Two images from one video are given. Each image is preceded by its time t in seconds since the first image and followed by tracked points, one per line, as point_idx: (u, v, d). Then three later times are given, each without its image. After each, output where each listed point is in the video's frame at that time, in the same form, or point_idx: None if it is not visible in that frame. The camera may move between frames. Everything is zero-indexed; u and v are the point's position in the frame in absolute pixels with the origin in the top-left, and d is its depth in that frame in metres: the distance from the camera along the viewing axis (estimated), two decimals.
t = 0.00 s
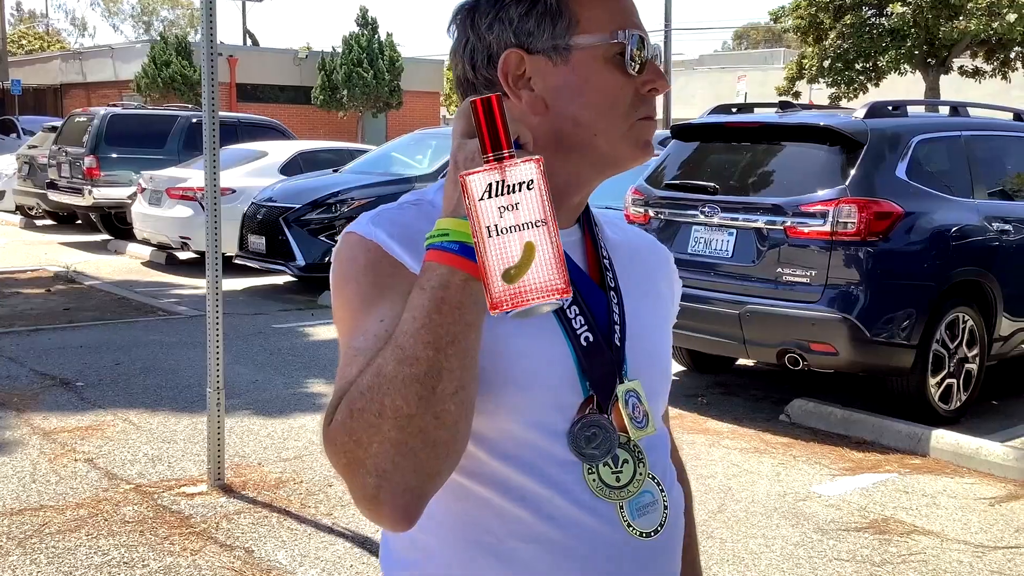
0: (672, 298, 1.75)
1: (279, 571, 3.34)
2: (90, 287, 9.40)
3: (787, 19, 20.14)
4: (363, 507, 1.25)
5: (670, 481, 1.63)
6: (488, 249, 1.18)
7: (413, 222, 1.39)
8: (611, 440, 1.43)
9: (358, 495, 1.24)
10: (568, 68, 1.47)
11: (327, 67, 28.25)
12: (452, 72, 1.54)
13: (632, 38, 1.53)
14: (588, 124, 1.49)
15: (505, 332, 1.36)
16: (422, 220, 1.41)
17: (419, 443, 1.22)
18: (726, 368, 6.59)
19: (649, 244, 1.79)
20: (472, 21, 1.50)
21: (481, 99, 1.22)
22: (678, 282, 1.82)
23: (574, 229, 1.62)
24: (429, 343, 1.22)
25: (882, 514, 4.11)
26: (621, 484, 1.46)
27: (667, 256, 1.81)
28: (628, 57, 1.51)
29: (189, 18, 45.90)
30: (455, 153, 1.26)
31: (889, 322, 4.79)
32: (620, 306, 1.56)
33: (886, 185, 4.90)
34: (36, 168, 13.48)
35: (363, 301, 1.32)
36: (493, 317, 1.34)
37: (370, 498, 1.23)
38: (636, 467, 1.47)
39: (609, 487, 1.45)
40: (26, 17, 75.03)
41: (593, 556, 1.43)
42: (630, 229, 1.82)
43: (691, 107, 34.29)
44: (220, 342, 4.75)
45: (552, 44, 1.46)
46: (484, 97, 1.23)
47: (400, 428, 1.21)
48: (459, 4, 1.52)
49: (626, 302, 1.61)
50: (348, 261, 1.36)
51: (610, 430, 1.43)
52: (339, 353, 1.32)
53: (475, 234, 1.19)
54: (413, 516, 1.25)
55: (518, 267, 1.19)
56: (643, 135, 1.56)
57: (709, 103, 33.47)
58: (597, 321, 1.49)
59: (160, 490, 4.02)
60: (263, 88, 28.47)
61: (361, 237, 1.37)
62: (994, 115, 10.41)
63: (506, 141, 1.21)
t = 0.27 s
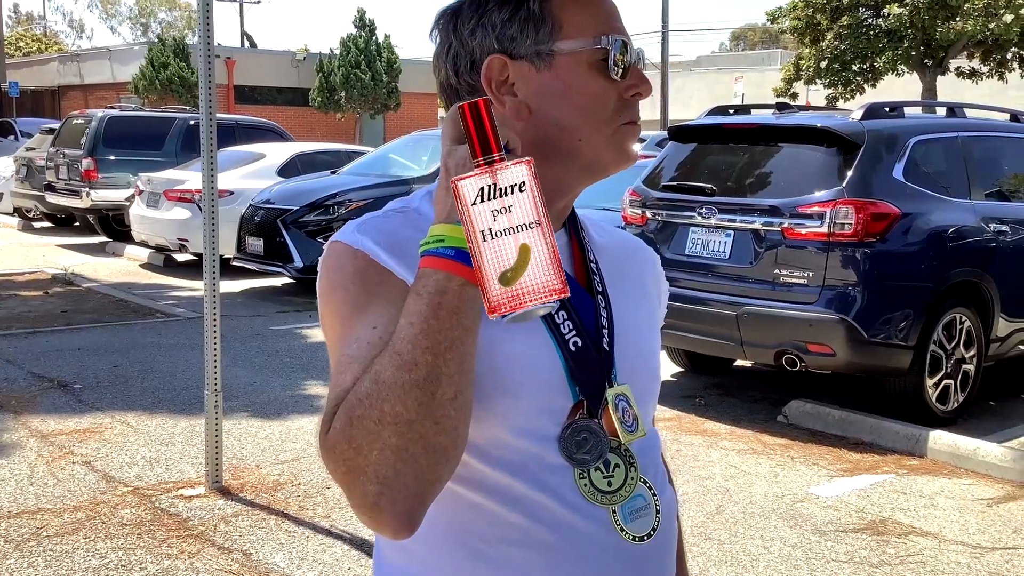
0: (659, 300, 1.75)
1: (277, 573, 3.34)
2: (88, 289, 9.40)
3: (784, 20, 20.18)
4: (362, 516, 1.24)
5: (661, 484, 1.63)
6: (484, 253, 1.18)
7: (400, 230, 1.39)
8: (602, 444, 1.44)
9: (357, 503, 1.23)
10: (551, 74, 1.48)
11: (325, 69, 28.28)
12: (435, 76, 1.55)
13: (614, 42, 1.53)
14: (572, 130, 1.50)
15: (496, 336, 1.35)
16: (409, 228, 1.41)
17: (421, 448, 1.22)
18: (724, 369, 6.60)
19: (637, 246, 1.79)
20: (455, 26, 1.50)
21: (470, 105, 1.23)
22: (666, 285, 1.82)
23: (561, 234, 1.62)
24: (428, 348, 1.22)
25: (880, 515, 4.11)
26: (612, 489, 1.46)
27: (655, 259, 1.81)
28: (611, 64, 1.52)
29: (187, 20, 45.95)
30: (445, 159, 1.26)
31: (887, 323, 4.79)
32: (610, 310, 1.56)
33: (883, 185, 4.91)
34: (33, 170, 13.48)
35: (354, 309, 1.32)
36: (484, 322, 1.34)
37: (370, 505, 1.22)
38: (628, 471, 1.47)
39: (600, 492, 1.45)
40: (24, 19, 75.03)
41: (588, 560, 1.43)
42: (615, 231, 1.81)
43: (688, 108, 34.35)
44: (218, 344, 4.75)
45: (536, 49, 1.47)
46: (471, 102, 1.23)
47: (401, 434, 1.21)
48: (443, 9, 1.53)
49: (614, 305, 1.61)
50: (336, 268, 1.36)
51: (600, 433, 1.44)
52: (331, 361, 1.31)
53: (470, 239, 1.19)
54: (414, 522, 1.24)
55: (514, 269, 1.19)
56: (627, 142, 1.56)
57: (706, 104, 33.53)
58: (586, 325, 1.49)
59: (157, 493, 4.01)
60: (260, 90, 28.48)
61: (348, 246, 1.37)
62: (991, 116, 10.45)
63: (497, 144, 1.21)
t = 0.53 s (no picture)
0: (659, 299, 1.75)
1: None
2: (88, 292, 9.39)
3: (783, 20, 20.17)
4: (353, 528, 1.26)
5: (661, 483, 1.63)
6: (470, 265, 1.19)
7: (392, 237, 1.40)
8: (595, 449, 1.43)
9: (348, 516, 1.26)
10: (541, 78, 1.48)
11: (324, 71, 28.28)
12: (428, 80, 1.56)
13: (604, 46, 1.53)
14: (563, 134, 1.50)
15: (489, 341, 1.35)
16: (401, 232, 1.41)
17: (406, 461, 1.23)
18: (724, 370, 6.60)
19: (635, 246, 1.79)
20: (446, 30, 1.51)
21: (452, 115, 1.23)
22: (667, 286, 1.82)
23: (555, 237, 1.62)
24: (413, 361, 1.23)
25: (880, 515, 4.10)
26: (606, 492, 1.46)
27: (654, 259, 1.81)
28: (601, 66, 1.51)
29: (185, 23, 45.99)
30: (429, 171, 1.26)
31: (887, 323, 4.79)
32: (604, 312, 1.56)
33: (882, 185, 4.91)
34: (33, 174, 13.47)
35: (344, 319, 1.34)
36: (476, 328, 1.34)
37: (359, 518, 1.25)
38: (622, 475, 1.47)
39: (594, 495, 1.45)
40: (23, 23, 75.03)
41: (585, 561, 1.43)
42: (613, 232, 1.81)
43: (688, 109, 34.35)
44: (216, 346, 4.75)
45: (526, 54, 1.47)
46: (454, 113, 1.24)
47: (386, 449, 1.23)
48: (434, 13, 1.54)
49: (610, 307, 1.60)
50: (328, 277, 1.37)
51: (594, 437, 1.43)
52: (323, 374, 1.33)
53: (455, 249, 1.20)
54: (402, 534, 1.26)
55: (500, 281, 1.21)
56: (618, 144, 1.55)
57: (706, 105, 33.54)
58: (579, 329, 1.48)
59: (157, 496, 4.01)
60: (260, 93, 28.49)
61: (340, 254, 1.38)
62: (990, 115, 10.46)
63: (481, 156, 1.22)
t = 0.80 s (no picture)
0: (663, 296, 1.74)
1: None
2: (91, 295, 9.39)
3: (785, 18, 20.16)
4: (348, 534, 1.27)
5: (664, 484, 1.62)
6: (465, 271, 1.21)
7: (390, 240, 1.39)
8: (595, 452, 1.43)
9: (343, 522, 1.27)
10: (541, 81, 1.47)
11: (326, 71, 28.29)
12: (429, 81, 1.56)
13: (606, 48, 1.52)
14: (563, 136, 1.49)
15: (488, 343, 1.35)
16: (400, 235, 1.40)
17: (400, 469, 1.24)
18: (727, 368, 6.59)
19: (640, 246, 1.78)
20: (447, 31, 1.51)
21: (447, 122, 1.23)
22: (671, 284, 1.81)
23: (556, 238, 1.61)
24: (407, 370, 1.22)
25: (885, 513, 4.10)
26: (606, 497, 1.45)
27: (658, 256, 1.80)
28: (601, 68, 1.51)
29: (186, 24, 46.08)
30: (424, 174, 1.26)
31: (890, 320, 4.78)
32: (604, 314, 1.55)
33: (885, 183, 4.90)
34: (35, 176, 13.48)
35: (342, 324, 1.34)
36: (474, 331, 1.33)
37: (354, 525, 1.26)
38: (621, 480, 1.46)
39: (594, 500, 1.44)
40: (25, 26, 75.14)
41: (584, 565, 1.43)
42: (616, 231, 1.81)
43: (690, 107, 34.32)
44: (219, 348, 4.75)
45: (526, 56, 1.47)
46: (450, 119, 1.24)
47: (381, 457, 1.23)
48: (434, 13, 1.53)
49: (611, 308, 1.59)
50: (327, 281, 1.37)
51: (593, 441, 1.42)
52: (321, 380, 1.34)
53: (451, 255, 1.21)
54: (397, 539, 1.26)
55: (495, 286, 1.23)
56: (619, 146, 1.54)
57: (708, 104, 33.52)
58: (578, 332, 1.48)
59: (161, 498, 4.01)
60: (262, 94, 28.52)
61: (339, 258, 1.38)
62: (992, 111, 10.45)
63: (477, 160, 1.23)
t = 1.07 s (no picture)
0: (668, 297, 1.73)
1: None
2: (102, 295, 9.43)
3: (796, 17, 20.11)
4: (342, 539, 1.26)
5: (666, 487, 1.60)
6: (464, 273, 1.21)
7: (390, 240, 1.38)
8: (595, 455, 1.41)
9: (337, 526, 1.26)
10: (542, 80, 1.46)
11: (337, 72, 28.34)
12: (429, 80, 1.54)
13: (608, 47, 1.51)
14: (564, 136, 1.48)
15: (487, 344, 1.33)
16: (399, 235, 1.39)
17: (395, 474, 1.23)
18: (738, 369, 6.56)
19: (646, 246, 1.77)
20: (448, 29, 1.50)
21: (447, 123, 1.22)
22: (676, 283, 1.79)
23: (558, 239, 1.59)
24: (403, 373, 1.22)
25: (896, 515, 4.07)
26: (606, 500, 1.43)
27: (662, 256, 1.79)
28: (602, 65, 1.49)
29: (197, 24, 46.32)
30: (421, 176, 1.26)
31: (902, 321, 4.75)
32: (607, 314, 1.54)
33: (897, 183, 4.86)
34: (47, 177, 13.53)
35: (339, 326, 1.33)
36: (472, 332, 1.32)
37: (349, 530, 1.25)
38: (623, 483, 1.44)
39: (594, 503, 1.42)
40: (37, 27, 75.51)
41: (584, 568, 1.41)
42: (620, 230, 1.79)
43: (701, 107, 34.25)
44: (228, 348, 4.76)
45: (527, 55, 1.45)
46: (449, 121, 1.24)
47: (376, 461, 1.22)
48: (435, 12, 1.52)
49: (613, 308, 1.58)
50: (324, 283, 1.36)
51: (594, 444, 1.41)
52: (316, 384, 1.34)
53: (450, 258, 1.21)
54: (392, 543, 1.25)
55: (495, 288, 1.23)
56: (621, 144, 1.53)
57: (718, 104, 33.44)
58: (579, 333, 1.46)
59: (170, 498, 4.02)
60: (273, 95, 28.65)
61: (338, 260, 1.37)
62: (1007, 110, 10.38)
63: (476, 163, 1.23)
